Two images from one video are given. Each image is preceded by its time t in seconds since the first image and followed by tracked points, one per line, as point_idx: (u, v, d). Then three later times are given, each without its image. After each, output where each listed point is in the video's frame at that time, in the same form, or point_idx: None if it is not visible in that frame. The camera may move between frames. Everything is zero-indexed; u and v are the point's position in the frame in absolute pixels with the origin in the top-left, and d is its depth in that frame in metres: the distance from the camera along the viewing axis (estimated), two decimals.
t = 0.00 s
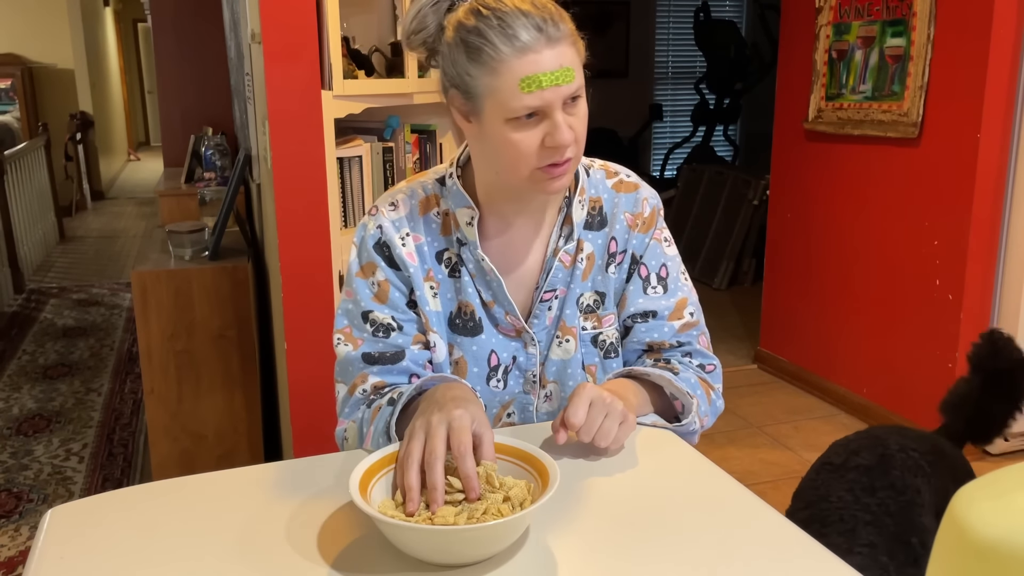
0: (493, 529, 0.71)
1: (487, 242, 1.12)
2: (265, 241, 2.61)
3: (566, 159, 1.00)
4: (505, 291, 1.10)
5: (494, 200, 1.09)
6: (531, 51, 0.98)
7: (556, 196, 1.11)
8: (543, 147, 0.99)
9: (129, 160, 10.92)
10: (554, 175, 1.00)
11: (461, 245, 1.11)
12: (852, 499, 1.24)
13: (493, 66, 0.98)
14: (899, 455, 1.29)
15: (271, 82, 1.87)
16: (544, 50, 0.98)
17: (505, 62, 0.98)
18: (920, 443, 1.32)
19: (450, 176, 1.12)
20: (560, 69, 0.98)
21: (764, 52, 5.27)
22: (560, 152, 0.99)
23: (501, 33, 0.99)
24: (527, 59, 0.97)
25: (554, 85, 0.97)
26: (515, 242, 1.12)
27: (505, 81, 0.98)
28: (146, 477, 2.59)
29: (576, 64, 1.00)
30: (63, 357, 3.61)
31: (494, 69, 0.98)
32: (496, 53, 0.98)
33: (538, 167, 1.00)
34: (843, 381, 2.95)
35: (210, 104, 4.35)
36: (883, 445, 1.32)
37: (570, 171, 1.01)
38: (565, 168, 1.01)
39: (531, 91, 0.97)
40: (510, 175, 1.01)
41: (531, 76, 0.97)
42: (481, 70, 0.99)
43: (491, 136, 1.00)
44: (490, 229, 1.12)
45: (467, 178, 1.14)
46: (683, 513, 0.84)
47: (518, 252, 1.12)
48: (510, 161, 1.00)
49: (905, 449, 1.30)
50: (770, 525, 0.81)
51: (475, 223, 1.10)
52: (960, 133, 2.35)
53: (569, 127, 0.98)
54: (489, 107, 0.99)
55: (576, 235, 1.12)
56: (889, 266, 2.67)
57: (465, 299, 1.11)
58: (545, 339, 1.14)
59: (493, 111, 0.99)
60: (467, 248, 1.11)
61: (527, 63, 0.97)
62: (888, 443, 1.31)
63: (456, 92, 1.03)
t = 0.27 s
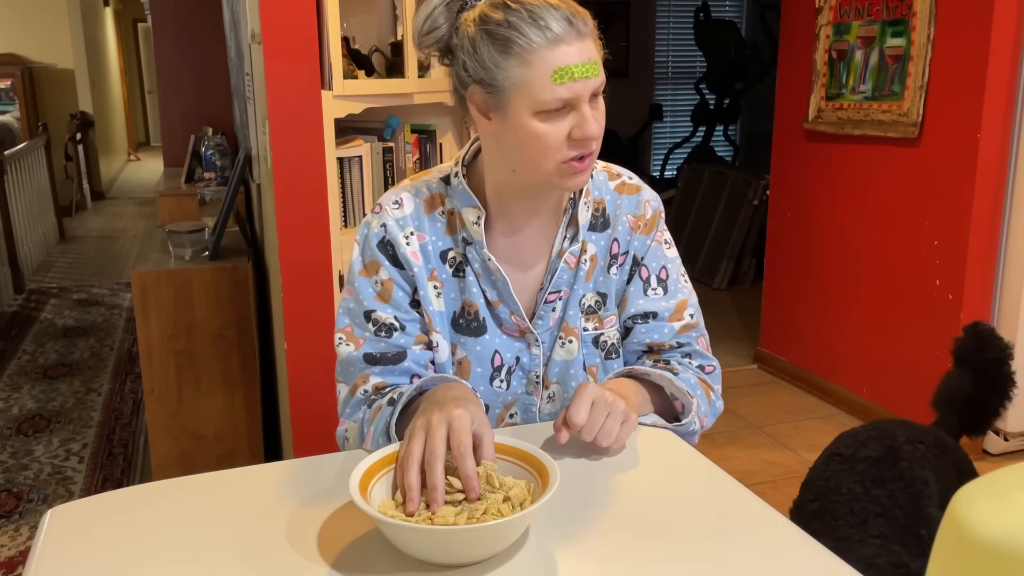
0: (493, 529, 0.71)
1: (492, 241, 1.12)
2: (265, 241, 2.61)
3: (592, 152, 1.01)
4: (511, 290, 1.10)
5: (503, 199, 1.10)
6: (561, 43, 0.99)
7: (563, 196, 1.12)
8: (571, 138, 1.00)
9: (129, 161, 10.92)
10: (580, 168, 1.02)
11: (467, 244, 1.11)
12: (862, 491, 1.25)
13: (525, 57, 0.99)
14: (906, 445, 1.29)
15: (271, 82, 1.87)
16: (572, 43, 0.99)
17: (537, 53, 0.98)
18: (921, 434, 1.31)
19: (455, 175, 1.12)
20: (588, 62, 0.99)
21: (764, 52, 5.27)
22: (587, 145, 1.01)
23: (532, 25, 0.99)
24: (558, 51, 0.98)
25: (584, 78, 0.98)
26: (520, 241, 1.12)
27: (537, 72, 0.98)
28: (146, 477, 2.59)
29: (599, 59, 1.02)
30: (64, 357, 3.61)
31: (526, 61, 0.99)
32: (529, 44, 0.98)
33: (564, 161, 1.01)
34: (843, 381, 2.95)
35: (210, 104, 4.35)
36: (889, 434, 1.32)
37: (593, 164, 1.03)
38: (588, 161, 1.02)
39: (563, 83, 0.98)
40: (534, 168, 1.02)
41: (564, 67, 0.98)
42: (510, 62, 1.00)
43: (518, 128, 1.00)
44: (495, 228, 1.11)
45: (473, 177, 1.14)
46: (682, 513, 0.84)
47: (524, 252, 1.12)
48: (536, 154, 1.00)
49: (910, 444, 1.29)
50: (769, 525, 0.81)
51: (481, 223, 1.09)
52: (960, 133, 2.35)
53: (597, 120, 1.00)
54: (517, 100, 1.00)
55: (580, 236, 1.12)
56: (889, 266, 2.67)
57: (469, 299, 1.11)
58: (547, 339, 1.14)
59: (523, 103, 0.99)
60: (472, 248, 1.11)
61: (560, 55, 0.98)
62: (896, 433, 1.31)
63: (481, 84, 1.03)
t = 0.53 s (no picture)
0: (493, 529, 0.71)
1: (493, 240, 1.12)
2: (265, 241, 2.61)
3: (597, 143, 1.02)
4: (511, 290, 1.10)
5: (505, 197, 1.10)
6: (564, 33, 1.00)
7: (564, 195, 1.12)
8: (576, 129, 1.00)
9: (128, 160, 10.92)
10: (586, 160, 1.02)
11: (467, 243, 1.11)
12: (874, 488, 1.24)
13: (529, 48, 1.00)
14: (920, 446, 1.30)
15: (272, 82, 1.87)
16: (575, 34, 1.01)
17: (541, 43, 0.99)
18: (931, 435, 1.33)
19: (456, 174, 1.12)
20: (591, 53, 1.00)
21: (764, 52, 5.27)
22: (592, 136, 1.01)
23: (535, 16, 1.00)
24: (561, 41, 1.00)
25: (588, 67, 0.99)
26: (520, 241, 1.12)
27: (541, 62, 0.99)
28: (146, 477, 2.59)
29: (602, 52, 1.03)
30: (64, 357, 3.61)
31: (529, 51, 1.00)
32: (532, 34, 1.00)
33: (569, 152, 1.01)
34: (843, 381, 2.95)
35: (209, 104, 4.35)
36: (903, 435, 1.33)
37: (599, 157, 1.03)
38: (595, 153, 1.02)
39: (566, 72, 0.99)
40: (539, 161, 1.02)
41: (567, 57, 0.99)
42: (514, 54, 1.01)
43: (523, 119, 1.01)
44: (497, 227, 1.12)
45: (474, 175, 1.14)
46: (682, 514, 0.84)
47: (524, 251, 1.13)
48: (541, 146, 1.01)
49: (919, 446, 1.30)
50: (769, 524, 0.82)
51: (481, 222, 1.09)
52: (960, 133, 2.35)
53: (601, 111, 1.01)
54: (522, 91, 1.00)
55: (581, 236, 1.12)
56: (889, 266, 2.67)
57: (469, 298, 1.11)
58: (548, 340, 1.14)
59: (527, 94, 1.00)
60: (473, 247, 1.11)
61: (563, 44, 0.99)
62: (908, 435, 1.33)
63: (483, 77, 1.04)
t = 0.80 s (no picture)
0: (493, 529, 0.71)
1: (492, 240, 1.12)
2: (265, 241, 2.61)
3: (591, 142, 1.01)
4: (510, 290, 1.10)
5: (504, 196, 1.10)
6: (556, 31, 1.00)
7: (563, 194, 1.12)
8: (570, 127, 1.00)
9: (128, 160, 10.92)
10: (580, 159, 1.01)
11: (467, 243, 1.11)
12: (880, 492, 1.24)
13: (521, 46, 1.00)
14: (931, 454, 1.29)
15: (271, 83, 1.87)
16: (568, 31, 1.00)
17: (534, 41, 1.00)
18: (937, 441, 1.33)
19: (455, 173, 1.12)
20: (584, 50, 1.00)
21: (764, 52, 5.27)
22: (586, 134, 1.00)
23: (527, 14, 1.01)
24: (553, 38, 1.00)
25: (580, 65, 0.99)
26: (519, 242, 1.12)
27: (533, 59, 0.99)
28: (146, 477, 2.59)
29: (597, 49, 1.03)
30: (63, 357, 3.61)
31: (522, 49, 1.00)
32: (524, 32, 1.00)
33: (563, 150, 1.00)
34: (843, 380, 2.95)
35: (209, 104, 4.35)
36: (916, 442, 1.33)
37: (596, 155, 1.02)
38: (590, 152, 1.02)
39: (558, 70, 0.99)
40: (533, 160, 1.01)
41: (559, 54, 0.99)
42: (507, 52, 1.01)
43: (516, 118, 1.01)
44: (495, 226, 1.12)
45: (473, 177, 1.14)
46: (683, 514, 0.84)
47: (523, 251, 1.13)
48: (533, 144, 1.00)
49: (932, 445, 1.31)
50: (769, 525, 0.82)
51: (481, 221, 1.10)
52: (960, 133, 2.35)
53: (595, 109, 1.00)
54: (514, 89, 1.01)
55: (581, 236, 1.12)
56: (890, 265, 2.67)
57: (468, 298, 1.11)
58: (547, 340, 1.14)
59: (519, 92, 1.00)
60: (473, 246, 1.11)
61: (556, 42, 0.99)
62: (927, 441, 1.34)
63: (478, 75, 1.04)
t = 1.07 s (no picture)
0: (492, 529, 0.71)
1: (491, 240, 1.12)
2: (265, 241, 2.61)
3: (572, 149, 1.00)
4: (510, 290, 1.10)
5: (501, 198, 1.10)
6: (535, 38, 0.99)
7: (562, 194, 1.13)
8: (547, 135, 0.99)
9: (128, 161, 10.93)
10: (559, 166, 1.01)
11: (466, 242, 1.11)
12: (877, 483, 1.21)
13: (499, 53, 1.00)
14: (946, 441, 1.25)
15: (271, 83, 1.87)
16: (548, 38, 0.99)
17: (510, 48, 0.99)
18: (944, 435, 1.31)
19: (455, 173, 1.12)
20: (564, 56, 0.98)
21: (764, 52, 5.27)
22: (565, 142, 0.99)
23: (506, 21, 1.00)
24: (531, 46, 0.99)
25: (558, 72, 0.98)
26: (518, 242, 1.12)
27: (510, 67, 0.99)
28: (146, 477, 2.59)
29: (581, 53, 1.01)
30: (63, 357, 3.61)
31: (499, 55, 1.00)
32: (501, 39, 0.99)
33: (542, 157, 1.00)
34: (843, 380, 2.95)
35: (209, 104, 4.35)
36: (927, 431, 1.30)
37: (578, 161, 1.01)
38: (571, 158, 1.01)
39: (534, 78, 0.98)
40: (516, 165, 1.02)
41: (535, 62, 0.98)
42: (487, 59, 1.01)
43: (497, 123, 1.01)
44: (494, 227, 1.12)
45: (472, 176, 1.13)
46: (682, 513, 0.84)
47: (523, 251, 1.13)
48: (513, 151, 1.01)
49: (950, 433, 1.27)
50: (769, 525, 0.82)
51: (480, 222, 1.10)
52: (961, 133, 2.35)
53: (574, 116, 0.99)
54: (494, 95, 1.01)
55: (581, 235, 1.12)
56: (890, 265, 2.67)
57: (468, 298, 1.11)
58: (548, 340, 1.14)
59: (498, 99, 1.00)
60: (472, 246, 1.11)
61: (533, 49, 0.98)
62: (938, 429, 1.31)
63: (462, 81, 1.04)
